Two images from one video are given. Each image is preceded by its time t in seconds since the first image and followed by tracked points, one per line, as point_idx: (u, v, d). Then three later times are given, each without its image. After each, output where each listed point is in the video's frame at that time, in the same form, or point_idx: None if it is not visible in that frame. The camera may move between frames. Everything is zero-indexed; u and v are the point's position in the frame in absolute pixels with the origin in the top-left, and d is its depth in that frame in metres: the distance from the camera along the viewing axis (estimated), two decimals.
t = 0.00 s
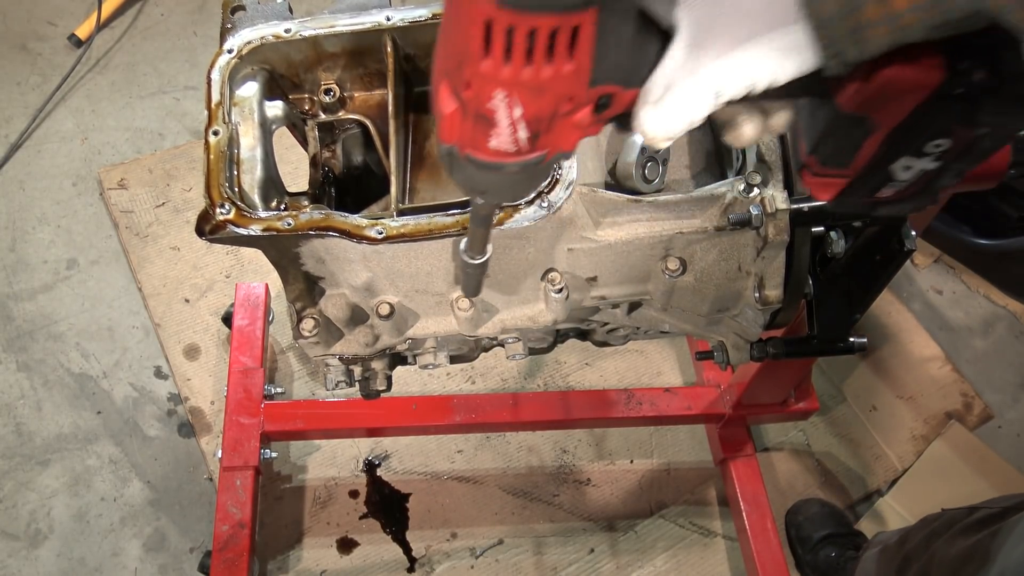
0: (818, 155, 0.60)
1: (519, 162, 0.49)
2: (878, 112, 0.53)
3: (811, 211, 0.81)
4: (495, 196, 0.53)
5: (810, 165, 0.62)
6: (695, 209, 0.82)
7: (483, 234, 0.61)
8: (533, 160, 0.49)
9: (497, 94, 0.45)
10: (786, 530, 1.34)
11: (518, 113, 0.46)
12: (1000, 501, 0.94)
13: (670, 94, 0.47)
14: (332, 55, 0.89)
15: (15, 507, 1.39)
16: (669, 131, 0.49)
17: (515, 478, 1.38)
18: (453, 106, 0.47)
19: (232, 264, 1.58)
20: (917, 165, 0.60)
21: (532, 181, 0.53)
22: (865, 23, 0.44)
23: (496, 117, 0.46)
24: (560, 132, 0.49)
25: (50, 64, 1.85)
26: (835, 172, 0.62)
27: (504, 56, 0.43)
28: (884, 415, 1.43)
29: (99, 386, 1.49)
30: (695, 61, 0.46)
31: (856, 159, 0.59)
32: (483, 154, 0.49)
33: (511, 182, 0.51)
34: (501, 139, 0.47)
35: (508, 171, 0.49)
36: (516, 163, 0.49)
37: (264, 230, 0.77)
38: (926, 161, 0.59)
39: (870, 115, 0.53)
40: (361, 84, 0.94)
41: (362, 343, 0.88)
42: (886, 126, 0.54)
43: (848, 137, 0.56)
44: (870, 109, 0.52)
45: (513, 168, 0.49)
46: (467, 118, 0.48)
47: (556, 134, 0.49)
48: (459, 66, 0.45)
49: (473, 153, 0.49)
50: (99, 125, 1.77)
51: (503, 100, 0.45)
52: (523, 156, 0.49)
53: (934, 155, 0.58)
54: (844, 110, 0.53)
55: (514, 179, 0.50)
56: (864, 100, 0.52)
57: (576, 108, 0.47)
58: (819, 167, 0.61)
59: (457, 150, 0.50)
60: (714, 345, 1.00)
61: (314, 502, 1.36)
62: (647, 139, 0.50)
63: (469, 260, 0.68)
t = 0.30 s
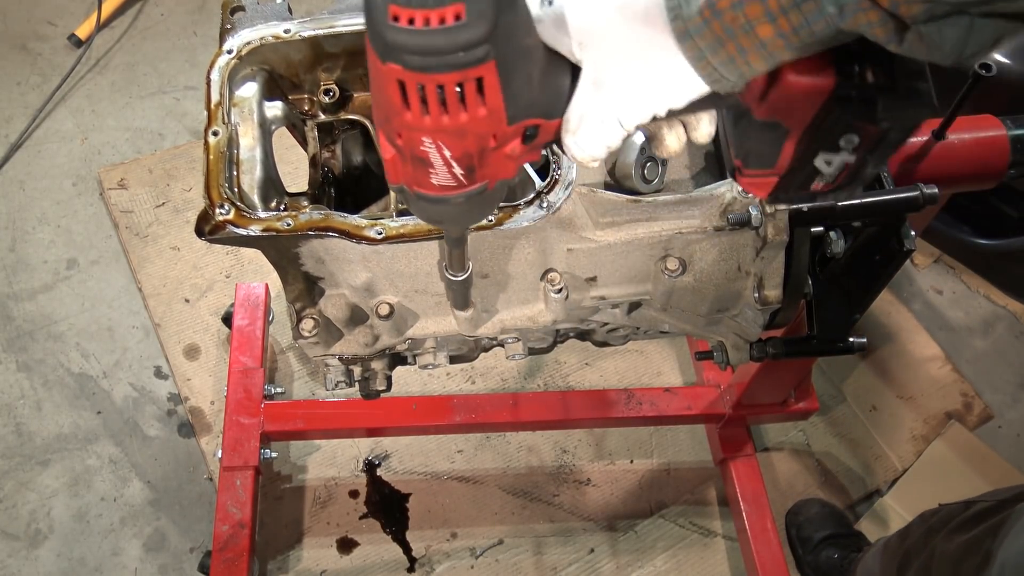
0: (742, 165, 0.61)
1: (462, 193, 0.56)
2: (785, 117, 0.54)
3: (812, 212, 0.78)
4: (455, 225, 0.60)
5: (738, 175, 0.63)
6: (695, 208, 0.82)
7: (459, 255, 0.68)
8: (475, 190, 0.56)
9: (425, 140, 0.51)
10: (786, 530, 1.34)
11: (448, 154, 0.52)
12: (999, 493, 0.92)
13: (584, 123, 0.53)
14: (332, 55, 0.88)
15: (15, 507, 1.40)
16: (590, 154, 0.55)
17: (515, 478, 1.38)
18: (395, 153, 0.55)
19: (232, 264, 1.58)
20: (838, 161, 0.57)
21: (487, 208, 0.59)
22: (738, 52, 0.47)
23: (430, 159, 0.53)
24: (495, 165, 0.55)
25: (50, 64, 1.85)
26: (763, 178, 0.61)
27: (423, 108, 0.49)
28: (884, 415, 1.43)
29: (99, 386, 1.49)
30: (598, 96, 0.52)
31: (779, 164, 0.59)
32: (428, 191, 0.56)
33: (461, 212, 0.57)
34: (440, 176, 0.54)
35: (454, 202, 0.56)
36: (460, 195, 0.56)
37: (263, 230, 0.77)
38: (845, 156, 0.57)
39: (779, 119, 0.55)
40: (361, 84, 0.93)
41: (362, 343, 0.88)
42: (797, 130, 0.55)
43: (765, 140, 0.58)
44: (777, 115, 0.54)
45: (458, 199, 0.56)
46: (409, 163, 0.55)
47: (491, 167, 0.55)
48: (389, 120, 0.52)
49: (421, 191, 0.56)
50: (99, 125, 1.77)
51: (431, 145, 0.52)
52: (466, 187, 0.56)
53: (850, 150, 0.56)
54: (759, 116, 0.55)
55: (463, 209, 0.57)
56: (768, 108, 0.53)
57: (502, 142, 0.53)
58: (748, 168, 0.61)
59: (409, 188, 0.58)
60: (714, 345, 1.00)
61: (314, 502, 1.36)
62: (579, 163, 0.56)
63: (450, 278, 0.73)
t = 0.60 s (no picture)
0: (704, 125, 0.61)
1: (433, 190, 0.55)
2: (738, 66, 0.55)
3: (810, 212, 0.79)
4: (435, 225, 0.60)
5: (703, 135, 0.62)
6: (693, 208, 0.82)
7: (445, 256, 0.67)
8: (446, 186, 0.56)
9: (387, 142, 0.51)
10: (786, 530, 1.34)
11: (412, 153, 0.52)
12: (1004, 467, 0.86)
13: (540, 105, 0.51)
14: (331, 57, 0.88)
15: (15, 507, 1.40)
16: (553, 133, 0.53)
17: (515, 477, 1.38)
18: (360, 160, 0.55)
19: (232, 264, 1.58)
20: (798, 104, 0.58)
21: (463, 205, 0.59)
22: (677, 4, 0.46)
23: (395, 160, 0.53)
24: (461, 157, 0.55)
25: (50, 64, 1.85)
26: (728, 134, 0.61)
27: (379, 110, 0.49)
28: (884, 415, 1.43)
29: (99, 386, 1.49)
30: (546, 72, 0.49)
31: (741, 117, 0.60)
32: (400, 193, 0.56)
33: (436, 210, 0.57)
34: (408, 176, 0.54)
35: (427, 200, 0.56)
36: (432, 193, 0.56)
37: (261, 232, 0.77)
38: (806, 97, 0.57)
39: (734, 70, 0.55)
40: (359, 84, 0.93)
41: (360, 344, 0.88)
42: (753, 75, 0.55)
43: (723, 98, 0.58)
44: (731, 65, 0.55)
45: (431, 197, 0.56)
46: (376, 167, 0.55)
47: (459, 160, 0.55)
48: (349, 128, 0.52)
49: (393, 195, 0.56)
50: (99, 125, 1.77)
51: (394, 146, 0.52)
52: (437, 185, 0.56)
53: (809, 91, 0.57)
54: (710, 73, 0.56)
55: (438, 207, 0.57)
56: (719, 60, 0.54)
57: (464, 133, 0.53)
58: (710, 129, 0.61)
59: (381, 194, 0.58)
60: (713, 345, 1.00)
61: (314, 502, 1.36)
62: (541, 146, 0.54)
63: (443, 280, 0.73)
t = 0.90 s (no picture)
0: (693, 83, 0.61)
1: (433, 167, 0.55)
2: (721, 15, 0.55)
3: (812, 212, 0.79)
4: (434, 210, 0.59)
5: (692, 94, 0.62)
6: (695, 207, 0.82)
7: (445, 250, 0.67)
8: (445, 162, 0.55)
9: (384, 114, 0.52)
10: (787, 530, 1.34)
11: (410, 126, 0.52)
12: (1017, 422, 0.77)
13: (533, 69, 0.53)
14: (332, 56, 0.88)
15: (15, 507, 1.40)
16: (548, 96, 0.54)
17: (515, 477, 1.38)
18: (357, 141, 0.54)
19: (232, 264, 1.57)
20: (783, 51, 0.58)
21: (461, 185, 0.58)
22: None
23: (393, 135, 0.53)
24: (457, 129, 0.55)
25: (50, 64, 1.85)
26: (717, 91, 0.61)
27: (375, 80, 0.50)
28: (884, 415, 1.43)
29: (99, 386, 1.49)
30: (539, 30, 0.51)
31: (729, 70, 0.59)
32: (399, 173, 0.55)
33: (435, 190, 0.57)
34: (407, 154, 0.54)
35: (427, 179, 0.56)
36: (431, 170, 0.55)
37: (263, 231, 0.77)
38: (791, 42, 0.57)
39: (718, 18, 0.56)
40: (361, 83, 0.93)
41: (362, 343, 0.88)
42: (737, 25, 0.56)
43: (709, 50, 0.58)
44: (715, 14, 0.55)
45: (430, 175, 0.56)
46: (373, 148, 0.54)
47: (455, 132, 0.55)
48: (345, 105, 0.52)
49: (392, 177, 0.56)
50: (99, 125, 1.77)
51: (391, 118, 0.52)
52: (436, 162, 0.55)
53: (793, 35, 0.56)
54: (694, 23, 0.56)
55: (438, 186, 0.56)
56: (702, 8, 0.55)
57: (457, 102, 0.54)
58: (698, 86, 0.61)
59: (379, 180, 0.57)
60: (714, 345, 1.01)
61: (314, 502, 1.36)
62: (536, 112, 0.55)
63: (444, 277, 0.73)
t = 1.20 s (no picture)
0: (645, 52, 0.67)
1: (402, 187, 0.58)
2: None
3: (812, 212, 0.79)
4: (413, 226, 0.63)
5: (647, 64, 0.68)
6: (695, 207, 0.82)
7: (435, 260, 0.70)
8: (413, 180, 0.59)
9: (343, 148, 0.55)
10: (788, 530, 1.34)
11: (371, 154, 0.55)
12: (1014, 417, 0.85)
13: (481, 72, 0.55)
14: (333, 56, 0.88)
15: (15, 507, 1.40)
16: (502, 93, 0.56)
17: (515, 477, 1.38)
18: (324, 177, 0.58)
19: (232, 264, 1.57)
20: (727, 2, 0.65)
21: (436, 196, 0.62)
22: None
23: (357, 166, 0.56)
24: (419, 147, 0.58)
25: (50, 64, 1.85)
26: (670, 55, 0.68)
27: (326, 117, 0.53)
28: (883, 415, 1.43)
29: (99, 386, 1.49)
30: (478, 34, 0.53)
31: (677, 33, 0.66)
32: (372, 201, 0.58)
33: (409, 207, 0.60)
34: (374, 180, 0.57)
35: (397, 198, 0.59)
36: (401, 191, 0.58)
37: (264, 230, 0.77)
38: None
39: None
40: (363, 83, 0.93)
41: (363, 343, 0.88)
42: None
43: (655, 17, 0.64)
44: None
45: (401, 196, 0.59)
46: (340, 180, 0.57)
47: (418, 150, 0.58)
48: (304, 145, 0.55)
49: (365, 205, 0.59)
50: (99, 125, 1.77)
51: (350, 150, 0.55)
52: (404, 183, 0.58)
53: None
54: None
55: (412, 204, 0.60)
56: None
57: (411, 122, 0.56)
58: (651, 52, 0.67)
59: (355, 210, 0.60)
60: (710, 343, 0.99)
61: (314, 502, 1.36)
62: (494, 113, 0.57)
63: (439, 285, 0.75)
